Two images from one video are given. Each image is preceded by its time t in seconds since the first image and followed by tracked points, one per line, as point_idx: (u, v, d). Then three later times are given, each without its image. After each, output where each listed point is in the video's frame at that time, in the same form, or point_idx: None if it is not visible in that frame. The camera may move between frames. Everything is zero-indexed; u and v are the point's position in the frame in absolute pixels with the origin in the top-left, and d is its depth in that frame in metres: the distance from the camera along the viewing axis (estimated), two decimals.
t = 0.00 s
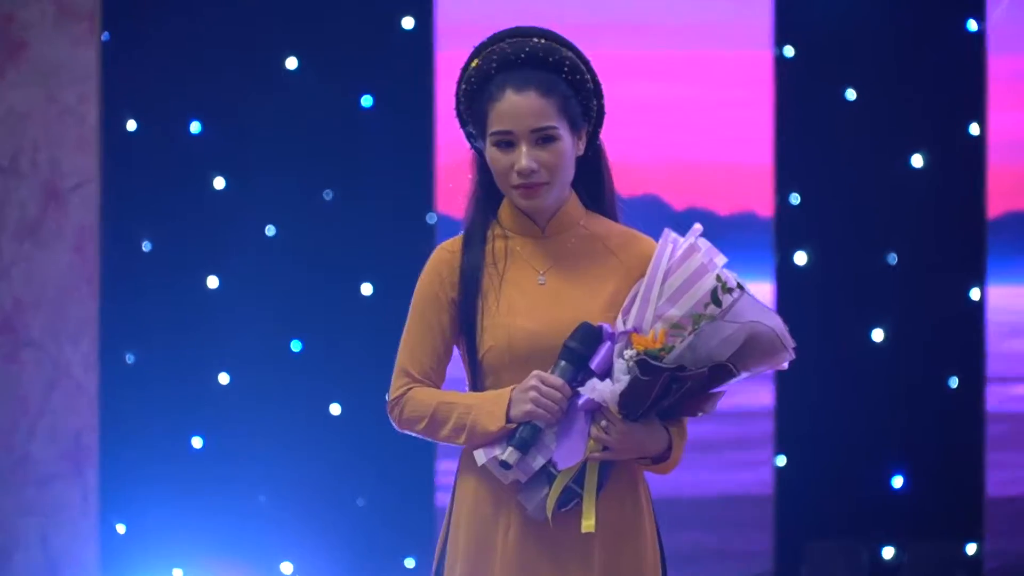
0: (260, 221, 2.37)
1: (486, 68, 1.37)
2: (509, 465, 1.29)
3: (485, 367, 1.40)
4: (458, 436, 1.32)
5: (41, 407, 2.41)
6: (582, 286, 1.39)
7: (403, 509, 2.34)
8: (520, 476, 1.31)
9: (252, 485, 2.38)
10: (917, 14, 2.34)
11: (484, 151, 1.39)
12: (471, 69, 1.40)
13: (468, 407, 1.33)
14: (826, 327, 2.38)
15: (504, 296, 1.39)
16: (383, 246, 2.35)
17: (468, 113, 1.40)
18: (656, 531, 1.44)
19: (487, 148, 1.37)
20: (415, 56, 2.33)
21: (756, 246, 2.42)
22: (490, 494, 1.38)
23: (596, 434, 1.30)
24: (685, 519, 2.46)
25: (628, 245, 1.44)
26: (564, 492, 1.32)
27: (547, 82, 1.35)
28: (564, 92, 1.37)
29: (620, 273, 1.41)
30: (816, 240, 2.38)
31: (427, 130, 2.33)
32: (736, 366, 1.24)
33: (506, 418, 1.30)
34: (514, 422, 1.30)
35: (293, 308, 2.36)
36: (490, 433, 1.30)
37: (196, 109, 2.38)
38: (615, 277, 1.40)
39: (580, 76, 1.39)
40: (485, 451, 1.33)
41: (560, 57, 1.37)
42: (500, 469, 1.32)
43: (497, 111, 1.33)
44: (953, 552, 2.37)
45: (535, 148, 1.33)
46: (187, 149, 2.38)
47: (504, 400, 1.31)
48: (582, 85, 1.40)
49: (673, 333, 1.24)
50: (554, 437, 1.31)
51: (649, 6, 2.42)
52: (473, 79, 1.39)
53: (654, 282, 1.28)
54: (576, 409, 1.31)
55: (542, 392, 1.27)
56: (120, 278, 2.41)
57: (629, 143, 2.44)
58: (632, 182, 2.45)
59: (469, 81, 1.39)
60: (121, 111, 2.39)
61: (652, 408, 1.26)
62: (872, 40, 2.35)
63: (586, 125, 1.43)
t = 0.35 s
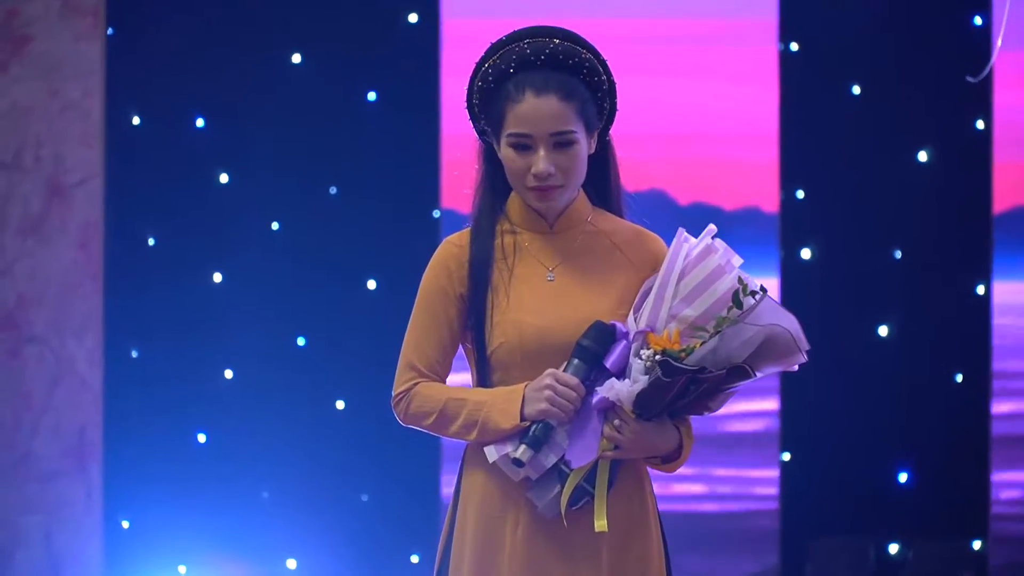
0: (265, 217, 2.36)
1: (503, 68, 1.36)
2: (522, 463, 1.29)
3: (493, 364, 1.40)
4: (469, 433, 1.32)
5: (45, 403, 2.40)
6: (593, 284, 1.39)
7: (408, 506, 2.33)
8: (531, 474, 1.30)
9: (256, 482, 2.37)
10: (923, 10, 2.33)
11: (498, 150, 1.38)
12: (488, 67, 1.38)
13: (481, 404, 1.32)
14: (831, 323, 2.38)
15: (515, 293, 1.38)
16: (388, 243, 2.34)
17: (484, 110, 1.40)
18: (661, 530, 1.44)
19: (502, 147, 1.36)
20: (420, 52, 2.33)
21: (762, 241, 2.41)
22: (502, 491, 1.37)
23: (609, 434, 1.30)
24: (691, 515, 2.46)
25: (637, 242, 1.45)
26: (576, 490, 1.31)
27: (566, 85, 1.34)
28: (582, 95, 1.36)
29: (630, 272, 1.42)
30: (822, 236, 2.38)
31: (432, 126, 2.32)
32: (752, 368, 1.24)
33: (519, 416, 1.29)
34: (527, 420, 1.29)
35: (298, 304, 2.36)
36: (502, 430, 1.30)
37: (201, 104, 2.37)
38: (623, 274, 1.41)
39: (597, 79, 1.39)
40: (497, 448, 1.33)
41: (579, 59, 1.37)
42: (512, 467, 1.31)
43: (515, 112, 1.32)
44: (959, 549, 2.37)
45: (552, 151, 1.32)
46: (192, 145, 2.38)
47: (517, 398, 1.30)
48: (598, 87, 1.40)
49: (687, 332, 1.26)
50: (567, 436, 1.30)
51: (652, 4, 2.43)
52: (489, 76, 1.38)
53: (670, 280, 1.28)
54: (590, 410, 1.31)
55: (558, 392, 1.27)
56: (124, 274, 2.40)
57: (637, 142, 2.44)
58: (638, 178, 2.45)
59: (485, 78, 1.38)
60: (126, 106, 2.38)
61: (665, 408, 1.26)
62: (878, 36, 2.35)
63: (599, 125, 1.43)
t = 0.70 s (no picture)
0: (268, 216, 2.36)
1: (490, 90, 1.32)
2: (521, 470, 1.29)
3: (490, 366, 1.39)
4: (469, 436, 1.32)
5: (49, 402, 2.41)
6: (591, 286, 1.39)
7: (413, 504, 2.33)
8: (529, 479, 1.30)
9: (261, 480, 2.37)
10: (925, 7, 2.33)
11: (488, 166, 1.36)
12: (477, 85, 1.35)
13: (482, 409, 1.31)
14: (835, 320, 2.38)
15: (511, 297, 1.38)
16: (391, 241, 2.34)
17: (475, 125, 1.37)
18: (654, 540, 1.44)
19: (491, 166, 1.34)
20: (422, 51, 2.33)
21: (765, 237, 2.42)
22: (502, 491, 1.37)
23: (609, 442, 1.28)
24: (694, 513, 2.46)
25: (634, 241, 1.44)
26: (574, 496, 1.32)
27: (553, 109, 1.30)
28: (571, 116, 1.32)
29: (627, 273, 1.42)
30: (825, 234, 2.38)
31: (435, 124, 2.32)
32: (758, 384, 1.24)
33: (519, 423, 1.29)
34: (527, 426, 1.29)
35: (301, 303, 2.36)
36: (502, 436, 1.30)
37: (203, 103, 2.37)
38: (620, 275, 1.41)
39: (588, 97, 1.34)
40: (495, 451, 1.32)
41: (567, 81, 1.32)
42: (509, 471, 1.31)
43: (501, 138, 1.29)
44: (963, 545, 2.37)
45: (539, 176, 1.30)
46: (194, 144, 2.38)
47: (517, 405, 1.30)
48: (589, 104, 1.35)
49: (691, 343, 1.27)
50: (567, 443, 1.30)
51: None
52: (477, 94, 1.35)
53: (673, 291, 1.29)
54: (591, 417, 1.30)
55: (560, 400, 1.26)
56: (127, 273, 2.40)
57: (640, 141, 2.43)
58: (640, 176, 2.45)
59: (474, 96, 1.35)
60: (128, 105, 2.39)
61: (669, 419, 1.26)
62: (880, 33, 2.34)
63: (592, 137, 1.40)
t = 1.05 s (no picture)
0: (272, 220, 2.36)
1: (442, 119, 1.34)
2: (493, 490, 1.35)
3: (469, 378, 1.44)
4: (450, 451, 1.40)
5: (53, 405, 2.42)
6: (561, 303, 1.41)
7: (417, 507, 2.33)
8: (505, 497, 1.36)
9: (264, 484, 2.37)
10: (929, 8, 2.33)
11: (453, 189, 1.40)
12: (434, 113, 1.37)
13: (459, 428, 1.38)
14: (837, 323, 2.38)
15: (482, 317, 1.43)
16: (394, 245, 2.34)
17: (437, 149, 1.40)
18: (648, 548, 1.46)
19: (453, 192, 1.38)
20: (425, 54, 2.33)
21: (767, 238, 2.41)
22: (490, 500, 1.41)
23: (578, 462, 1.32)
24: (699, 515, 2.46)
25: (611, 253, 1.44)
26: (546, 513, 1.36)
27: (501, 139, 1.30)
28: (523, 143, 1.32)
29: (602, 285, 1.42)
30: (827, 237, 2.38)
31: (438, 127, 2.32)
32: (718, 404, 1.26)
33: (491, 444, 1.35)
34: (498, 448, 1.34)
35: (304, 306, 2.36)
36: (475, 456, 1.36)
37: (206, 106, 2.37)
38: (596, 288, 1.42)
39: (540, 123, 1.34)
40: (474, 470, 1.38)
41: (514, 111, 1.31)
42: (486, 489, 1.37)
43: (454, 171, 1.32)
44: (967, 547, 2.38)
45: (496, 204, 1.33)
46: (197, 147, 2.38)
47: (490, 426, 1.35)
48: (543, 128, 1.34)
49: (657, 364, 1.29)
50: (540, 462, 1.35)
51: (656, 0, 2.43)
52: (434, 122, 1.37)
53: (640, 311, 1.31)
54: (560, 439, 1.34)
55: (523, 424, 1.31)
56: (130, 277, 2.40)
57: (643, 143, 2.43)
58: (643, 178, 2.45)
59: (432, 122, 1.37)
60: (131, 109, 2.38)
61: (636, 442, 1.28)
62: (884, 35, 2.34)
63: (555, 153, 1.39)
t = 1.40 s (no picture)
0: (272, 229, 2.36)
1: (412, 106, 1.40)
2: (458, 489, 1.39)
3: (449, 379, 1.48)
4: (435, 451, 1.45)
5: (54, 414, 2.42)
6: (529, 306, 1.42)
7: (419, 516, 2.33)
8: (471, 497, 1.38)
9: (266, 493, 2.37)
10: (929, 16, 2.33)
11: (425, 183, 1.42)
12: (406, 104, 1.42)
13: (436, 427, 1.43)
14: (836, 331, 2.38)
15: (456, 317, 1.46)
16: (395, 254, 2.34)
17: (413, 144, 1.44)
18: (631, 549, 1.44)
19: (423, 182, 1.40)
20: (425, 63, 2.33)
21: (767, 245, 2.41)
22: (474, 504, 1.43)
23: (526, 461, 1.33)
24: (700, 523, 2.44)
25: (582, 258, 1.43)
26: (500, 510, 1.39)
27: (462, 118, 1.33)
28: (485, 125, 1.34)
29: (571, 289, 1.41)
30: (827, 245, 2.38)
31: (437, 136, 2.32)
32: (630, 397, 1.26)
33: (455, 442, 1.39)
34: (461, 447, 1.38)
35: (304, 315, 2.36)
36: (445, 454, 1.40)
37: (206, 116, 2.37)
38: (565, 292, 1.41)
39: (504, 107, 1.36)
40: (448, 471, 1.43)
41: (475, 90, 1.35)
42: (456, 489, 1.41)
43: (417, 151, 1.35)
44: (967, 553, 2.38)
45: (456, 184, 1.33)
46: (198, 157, 2.38)
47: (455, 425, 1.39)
48: (508, 113, 1.36)
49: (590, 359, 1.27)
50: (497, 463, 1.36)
51: (655, 7, 2.43)
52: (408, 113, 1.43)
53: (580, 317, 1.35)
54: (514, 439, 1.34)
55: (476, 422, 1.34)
56: (131, 286, 2.40)
57: (644, 150, 2.43)
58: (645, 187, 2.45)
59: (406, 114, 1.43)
60: (132, 119, 2.39)
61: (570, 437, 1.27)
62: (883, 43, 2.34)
63: (525, 147, 1.40)
